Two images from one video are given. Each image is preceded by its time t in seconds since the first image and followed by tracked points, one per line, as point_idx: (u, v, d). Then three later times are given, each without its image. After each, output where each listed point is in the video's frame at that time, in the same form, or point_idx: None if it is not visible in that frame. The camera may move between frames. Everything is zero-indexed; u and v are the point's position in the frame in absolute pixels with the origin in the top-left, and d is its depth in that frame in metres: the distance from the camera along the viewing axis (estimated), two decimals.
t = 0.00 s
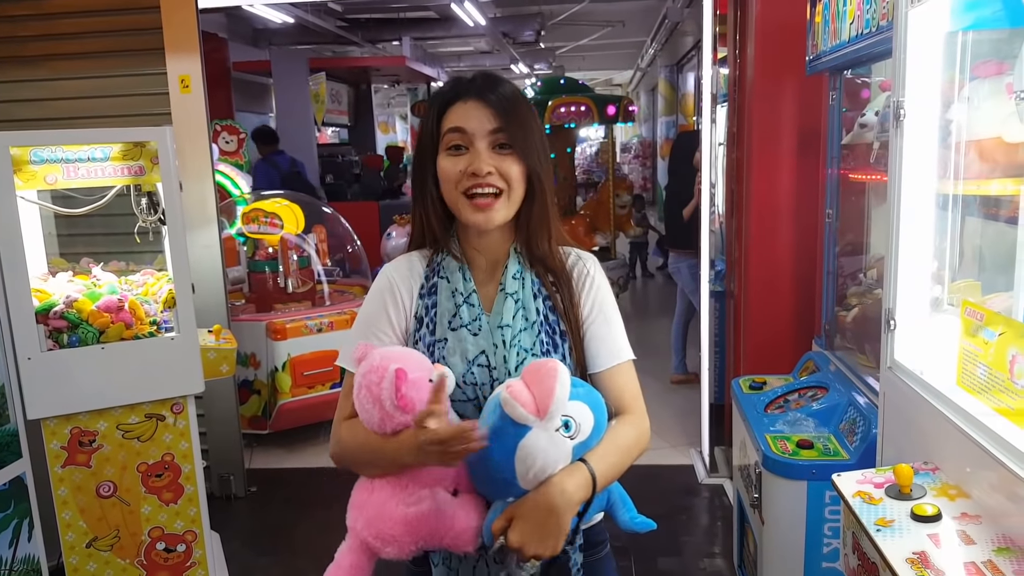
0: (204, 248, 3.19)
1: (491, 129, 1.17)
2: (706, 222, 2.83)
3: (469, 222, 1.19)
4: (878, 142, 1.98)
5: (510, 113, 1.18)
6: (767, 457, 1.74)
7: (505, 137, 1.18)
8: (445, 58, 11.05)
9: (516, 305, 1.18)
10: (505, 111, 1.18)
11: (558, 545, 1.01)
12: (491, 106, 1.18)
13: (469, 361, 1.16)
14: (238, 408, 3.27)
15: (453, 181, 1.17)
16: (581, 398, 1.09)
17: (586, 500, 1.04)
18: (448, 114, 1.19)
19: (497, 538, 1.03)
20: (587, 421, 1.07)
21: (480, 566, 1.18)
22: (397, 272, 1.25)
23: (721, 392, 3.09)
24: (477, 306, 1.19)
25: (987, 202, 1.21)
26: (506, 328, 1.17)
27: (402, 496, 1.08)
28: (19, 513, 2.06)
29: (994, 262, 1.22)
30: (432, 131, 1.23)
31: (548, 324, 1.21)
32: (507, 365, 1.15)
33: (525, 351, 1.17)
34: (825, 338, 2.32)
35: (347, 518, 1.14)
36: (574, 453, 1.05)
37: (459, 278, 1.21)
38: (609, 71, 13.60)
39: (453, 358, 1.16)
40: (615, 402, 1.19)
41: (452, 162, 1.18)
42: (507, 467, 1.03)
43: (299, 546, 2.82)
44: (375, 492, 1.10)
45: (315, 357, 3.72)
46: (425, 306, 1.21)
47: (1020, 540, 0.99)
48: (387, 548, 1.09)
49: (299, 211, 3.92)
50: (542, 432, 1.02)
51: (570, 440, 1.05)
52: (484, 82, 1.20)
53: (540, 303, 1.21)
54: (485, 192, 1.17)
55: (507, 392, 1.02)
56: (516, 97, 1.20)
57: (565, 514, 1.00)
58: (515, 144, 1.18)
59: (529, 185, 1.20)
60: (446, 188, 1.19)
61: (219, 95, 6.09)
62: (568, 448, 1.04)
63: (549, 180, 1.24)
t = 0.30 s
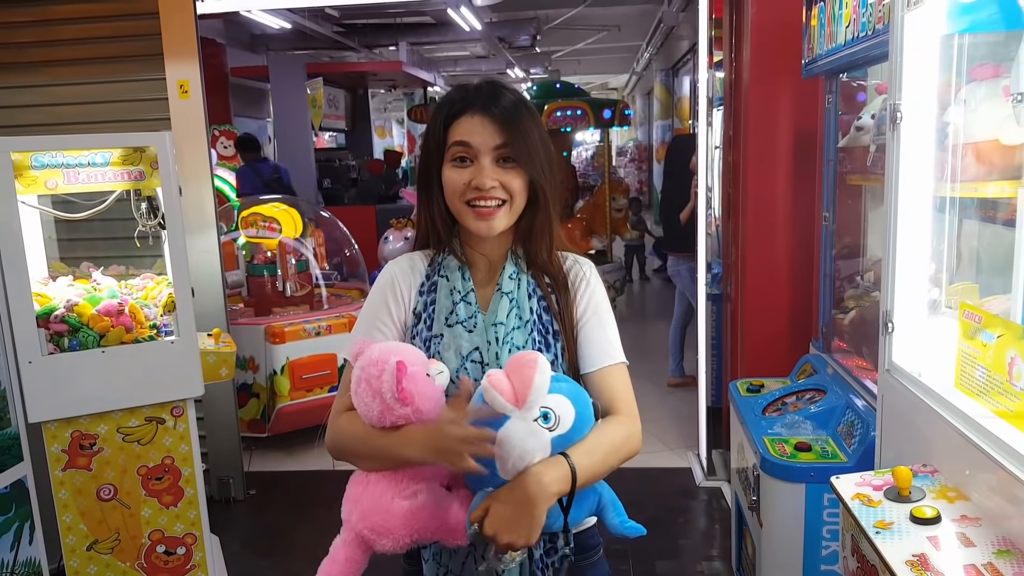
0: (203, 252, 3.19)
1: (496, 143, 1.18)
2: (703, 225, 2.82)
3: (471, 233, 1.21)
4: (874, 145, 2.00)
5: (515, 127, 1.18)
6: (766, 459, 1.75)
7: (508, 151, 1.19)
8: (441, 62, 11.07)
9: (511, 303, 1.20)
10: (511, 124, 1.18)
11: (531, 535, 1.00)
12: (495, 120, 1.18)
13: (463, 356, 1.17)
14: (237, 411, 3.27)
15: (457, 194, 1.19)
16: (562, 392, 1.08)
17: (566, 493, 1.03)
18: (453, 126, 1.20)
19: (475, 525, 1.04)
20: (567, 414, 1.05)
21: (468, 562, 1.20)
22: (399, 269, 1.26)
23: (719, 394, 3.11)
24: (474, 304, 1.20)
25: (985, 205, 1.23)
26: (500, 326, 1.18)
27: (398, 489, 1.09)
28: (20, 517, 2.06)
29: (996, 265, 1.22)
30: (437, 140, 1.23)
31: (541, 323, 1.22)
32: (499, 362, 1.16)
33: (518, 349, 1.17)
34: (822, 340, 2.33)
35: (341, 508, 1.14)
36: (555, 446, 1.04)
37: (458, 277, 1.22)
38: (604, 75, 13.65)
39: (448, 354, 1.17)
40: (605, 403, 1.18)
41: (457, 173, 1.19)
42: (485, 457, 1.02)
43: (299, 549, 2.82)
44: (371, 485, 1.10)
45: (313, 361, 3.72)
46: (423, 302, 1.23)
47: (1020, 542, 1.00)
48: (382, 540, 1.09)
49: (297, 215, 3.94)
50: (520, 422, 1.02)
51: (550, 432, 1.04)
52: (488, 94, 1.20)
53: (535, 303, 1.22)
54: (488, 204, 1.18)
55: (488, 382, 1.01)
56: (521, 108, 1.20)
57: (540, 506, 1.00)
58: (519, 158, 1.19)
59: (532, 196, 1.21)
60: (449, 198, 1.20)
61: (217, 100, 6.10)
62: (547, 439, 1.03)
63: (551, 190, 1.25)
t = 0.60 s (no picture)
0: (207, 256, 3.19)
1: (499, 137, 1.19)
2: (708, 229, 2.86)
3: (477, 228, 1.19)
4: (878, 149, 2.00)
5: (516, 123, 1.20)
6: (770, 463, 1.75)
7: (512, 145, 1.20)
8: (443, 66, 11.09)
9: (514, 307, 1.20)
10: (511, 121, 1.20)
11: (545, 538, 0.98)
12: (497, 116, 1.19)
13: (467, 363, 1.17)
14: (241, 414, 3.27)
15: (463, 188, 1.18)
16: (570, 393, 1.10)
17: (577, 495, 1.02)
18: (454, 124, 1.20)
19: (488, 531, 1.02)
20: (577, 415, 1.07)
21: (479, 567, 1.19)
22: (399, 280, 1.27)
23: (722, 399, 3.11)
24: (476, 309, 1.20)
25: (991, 209, 1.25)
26: (504, 330, 1.18)
27: (404, 501, 1.08)
28: (26, 519, 2.07)
29: (1006, 271, 1.22)
30: (436, 139, 1.23)
31: (545, 326, 1.22)
32: (505, 367, 1.16)
33: (523, 352, 1.17)
34: (827, 344, 2.32)
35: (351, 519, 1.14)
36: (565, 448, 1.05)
37: (459, 284, 1.22)
38: (606, 79, 13.66)
39: (452, 361, 1.17)
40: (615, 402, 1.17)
41: (461, 168, 1.18)
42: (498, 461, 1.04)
43: (302, 552, 2.82)
44: (377, 498, 1.11)
45: (316, 364, 3.72)
46: (425, 310, 1.23)
47: None
48: (391, 550, 1.10)
49: (302, 219, 3.97)
50: (529, 425, 1.03)
51: (560, 433, 1.05)
52: (487, 93, 1.21)
53: (538, 305, 1.22)
54: (496, 196, 1.17)
55: (495, 386, 1.03)
56: (518, 108, 1.23)
57: (554, 508, 0.99)
58: (522, 151, 1.20)
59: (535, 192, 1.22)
60: (454, 194, 1.19)
61: (221, 104, 6.12)
62: (557, 441, 1.04)
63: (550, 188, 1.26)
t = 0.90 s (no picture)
0: (214, 260, 3.20)
1: (483, 157, 1.18)
2: (711, 233, 2.78)
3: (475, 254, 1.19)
4: (885, 153, 1.99)
5: (494, 139, 1.19)
6: (776, 468, 1.74)
7: (496, 162, 1.20)
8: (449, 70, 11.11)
9: (513, 316, 1.19)
10: (490, 138, 1.19)
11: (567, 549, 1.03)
12: (477, 135, 1.18)
13: (472, 380, 1.16)
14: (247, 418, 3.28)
15: (457, 217, 1.16)
16: (583, 401, 1.09)
17: (597, 501, 1.05)
18: (433, 149, 1.17)
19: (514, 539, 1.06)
20: (590, 423, 1.07)
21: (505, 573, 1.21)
22: (392, 299, 1.24)
23: (728, 403, 3.10)
24: (475, 324, 1.18)
25: (997, 213, 1.25)
26: (506, 342, 1.17)
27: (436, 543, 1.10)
28: (33, 522, 2.08)
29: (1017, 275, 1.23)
30: (412, 166, 1.18)
31: (545, 331, 1.22)
32: (511, 379, 1.16)
33: (527, 360, 1.18)
34: (833, 349, 2.32)
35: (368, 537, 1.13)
36: (582, 456, 1.06)
37: (453, 301, 1.20)
38: (611, 83, 13.67)
39: (457, 378, 1.16)
40: (625, 398, 1.20)
41: (450, 196, 1.17)
42: (518, 476, 1.04)
43: (307, 556, 2.82)
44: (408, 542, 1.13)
45: (322, 368, 3.73)
46: (421, 329, 1.21)
47: None
48: None
49: (307, 223, 3.98)
50: (546, 440, 1.03)
51: (576, 443, 1.05)
52: (458, 110, 1.19)
53: (536, 310, 1.22)
54: (490, 220, 1.17)
55: (507, 405, 1.03)
56: (491, 121, 1.21)
57: (576, 520, 1.02)
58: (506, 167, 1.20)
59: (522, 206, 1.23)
60: (447, 223, 1.18)
61: (228, 109, 6.15)
62: (574, 452, 1.05)
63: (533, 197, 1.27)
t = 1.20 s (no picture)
0: (216, 261, 3.21)
1: (490, 161, 1.17)
2: (714, 234, 2.77)
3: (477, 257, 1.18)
4: (887, 153, 1.99)
5: (505, 143, 1.18)
6: (778, 468, 1.74)
7: (504, 166, 1.19)
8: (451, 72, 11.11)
9: (519, 325, 1.19)
10: (500, 141, 1.17)
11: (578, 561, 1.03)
12: (486, 138, 1.17)
13: (478, 388, 1.16)
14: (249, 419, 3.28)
15: (461, 220, 1.16)
16: (592, 415, 1.09)
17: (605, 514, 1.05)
18: (440, 150, 1.16)
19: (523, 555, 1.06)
20: (601, 437, 1.07)
21: None
22: (393, 302, 1.22)
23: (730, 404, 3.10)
24: (481, 332, 1.18)
25: (999, 214, 1.27)
26: (512, 351, 1.17)
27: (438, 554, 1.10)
28: (35, 522, 2.08)
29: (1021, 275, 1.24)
30: (417, 165, 1.17)
31: (551, 339, 1.22)
32: (517, 389, 1.16)
33: (533, 370, 1.18)
34: (835, 349, 2.32)
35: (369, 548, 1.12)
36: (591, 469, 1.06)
37: (459, 308, 1.20)
38: (613, 84, 13.66)
39: (462, 387, 1.16)
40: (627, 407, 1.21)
41: (453, 199, 1.16)
42: (527, 491, 1.03)
43: (309, 556, 2.82)
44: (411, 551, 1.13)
45: (324, 369, 3.73)
46: (425, 335, 1.20)
47: None
48: None
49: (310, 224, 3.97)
50: (558, 456, 1.02)
51: (587, 459, 1.05)
52: (469, 111, 1.18)
53: (542, 319, 1.22)
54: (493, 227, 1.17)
55: (520, 421, 1.00)
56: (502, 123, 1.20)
57: (586, 533, 1.02)
58: (514, 172, 1.19)
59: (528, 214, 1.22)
60: (449, 227, 1.17)
61: (230, 110, 6.15)
62: (586, 467, 1.04)
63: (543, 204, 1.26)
